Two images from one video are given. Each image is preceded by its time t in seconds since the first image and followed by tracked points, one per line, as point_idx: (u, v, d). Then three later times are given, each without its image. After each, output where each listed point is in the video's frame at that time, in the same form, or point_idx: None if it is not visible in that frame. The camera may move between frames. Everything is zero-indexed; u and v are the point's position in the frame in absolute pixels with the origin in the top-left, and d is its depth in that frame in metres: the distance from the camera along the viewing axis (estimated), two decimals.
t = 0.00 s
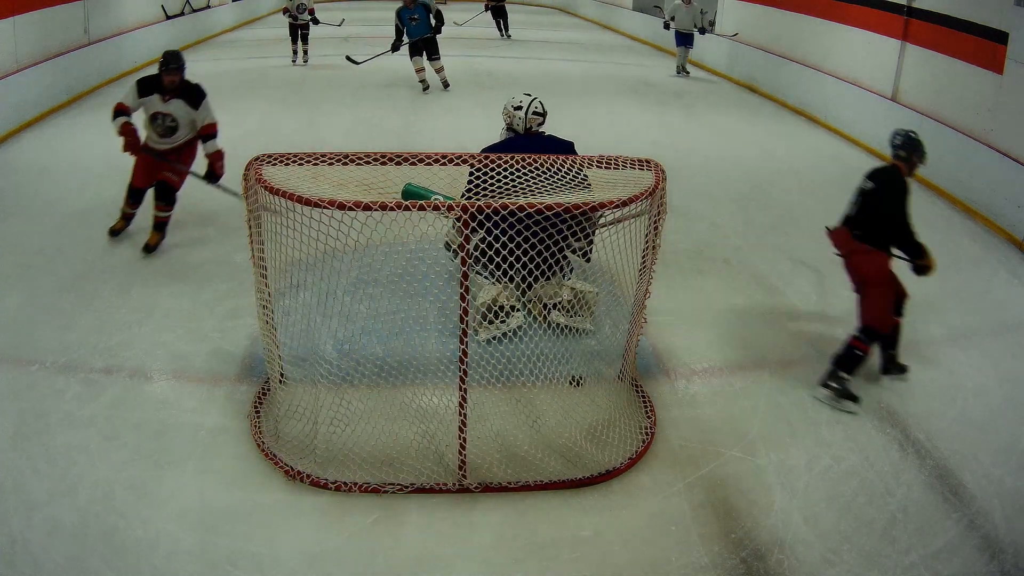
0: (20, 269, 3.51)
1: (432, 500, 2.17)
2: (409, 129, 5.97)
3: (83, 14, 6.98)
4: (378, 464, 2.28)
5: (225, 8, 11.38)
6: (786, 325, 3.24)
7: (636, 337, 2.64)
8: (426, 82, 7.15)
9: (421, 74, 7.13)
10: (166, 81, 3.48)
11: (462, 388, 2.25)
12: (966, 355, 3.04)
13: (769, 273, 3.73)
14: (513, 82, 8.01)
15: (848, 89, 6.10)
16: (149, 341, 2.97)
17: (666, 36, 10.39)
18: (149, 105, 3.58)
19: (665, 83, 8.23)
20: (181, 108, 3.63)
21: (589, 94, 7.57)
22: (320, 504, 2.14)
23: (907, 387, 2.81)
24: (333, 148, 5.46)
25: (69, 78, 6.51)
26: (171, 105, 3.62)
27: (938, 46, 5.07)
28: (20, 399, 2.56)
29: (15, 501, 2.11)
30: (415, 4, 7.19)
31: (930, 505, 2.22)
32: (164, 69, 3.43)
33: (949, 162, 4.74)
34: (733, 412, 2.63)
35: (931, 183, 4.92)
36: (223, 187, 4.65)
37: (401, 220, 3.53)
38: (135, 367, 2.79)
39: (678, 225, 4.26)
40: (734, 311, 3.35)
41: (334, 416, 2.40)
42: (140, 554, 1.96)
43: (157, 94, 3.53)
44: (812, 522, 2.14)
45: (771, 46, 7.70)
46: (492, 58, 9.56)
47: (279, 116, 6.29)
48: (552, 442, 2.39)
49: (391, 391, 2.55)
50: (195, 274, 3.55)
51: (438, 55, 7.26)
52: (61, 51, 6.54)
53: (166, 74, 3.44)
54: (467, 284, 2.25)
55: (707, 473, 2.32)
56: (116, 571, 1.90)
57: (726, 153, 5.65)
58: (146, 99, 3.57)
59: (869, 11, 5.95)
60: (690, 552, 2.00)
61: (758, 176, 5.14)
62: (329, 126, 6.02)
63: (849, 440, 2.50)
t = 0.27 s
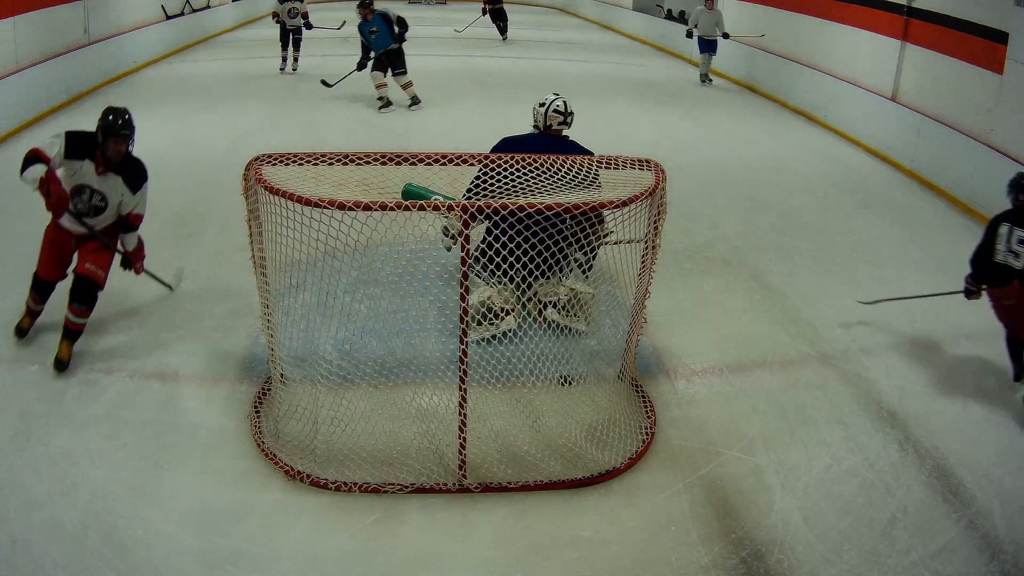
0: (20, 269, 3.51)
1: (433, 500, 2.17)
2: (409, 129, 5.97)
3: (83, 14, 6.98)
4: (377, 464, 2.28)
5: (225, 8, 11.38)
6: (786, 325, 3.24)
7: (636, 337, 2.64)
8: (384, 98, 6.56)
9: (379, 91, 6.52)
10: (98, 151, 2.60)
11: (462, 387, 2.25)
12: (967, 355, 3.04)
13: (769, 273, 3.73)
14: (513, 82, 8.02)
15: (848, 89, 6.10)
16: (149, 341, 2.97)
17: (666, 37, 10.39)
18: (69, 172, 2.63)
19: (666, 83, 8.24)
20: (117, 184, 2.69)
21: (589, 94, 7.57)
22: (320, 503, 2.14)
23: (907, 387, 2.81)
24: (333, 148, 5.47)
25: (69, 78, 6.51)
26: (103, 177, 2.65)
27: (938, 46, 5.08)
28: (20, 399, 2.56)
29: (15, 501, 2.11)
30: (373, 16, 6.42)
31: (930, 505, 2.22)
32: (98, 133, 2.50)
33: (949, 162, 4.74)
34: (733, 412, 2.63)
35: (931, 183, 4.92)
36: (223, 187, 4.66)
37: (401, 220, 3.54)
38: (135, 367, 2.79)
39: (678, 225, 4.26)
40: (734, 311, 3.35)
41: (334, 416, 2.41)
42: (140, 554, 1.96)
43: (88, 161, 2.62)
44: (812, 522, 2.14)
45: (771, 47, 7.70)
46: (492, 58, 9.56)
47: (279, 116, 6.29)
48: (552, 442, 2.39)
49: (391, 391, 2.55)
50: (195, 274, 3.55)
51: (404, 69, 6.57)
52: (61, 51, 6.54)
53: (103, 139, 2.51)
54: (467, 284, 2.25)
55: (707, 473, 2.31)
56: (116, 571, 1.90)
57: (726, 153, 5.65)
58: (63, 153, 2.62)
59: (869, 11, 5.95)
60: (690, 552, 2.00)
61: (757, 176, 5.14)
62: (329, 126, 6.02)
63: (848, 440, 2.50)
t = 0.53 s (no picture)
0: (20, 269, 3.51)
1: (433, 500, 2.17)
2: (408, 130, 5.97)
3: (83, 14, 6.98)
4: (378, 464, 2.28)
5: (225, 8, 11.38)
6: (786, 325, 3.24)
7: (636, 337, 2.64)
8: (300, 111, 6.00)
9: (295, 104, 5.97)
10: (73, 270, 1.87)
11: (462, 388, 2.25)
12: (967, 355, 3.04)
13: (769, 273, 3.73)
14: (513, 82, 8.01)
15: (848, 89, 6.10)
16: (149, 341, 2.97)
17: (666, 37, 10.39)
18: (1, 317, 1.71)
19: (666, 83, 8.23)
20: (108, 297, 1.98)
21: (589, 94, 7.57)
22: (320, 503, 2.14)
23: (907, 387, 2.81)
24: (333, 148, 5.47)
25: (69, 78, 6.51)
26: (91, 298, 1.94)
27: (938, 45, 5.08)
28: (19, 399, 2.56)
29: (15, 501, 2.11)
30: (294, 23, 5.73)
31: (930, 505, 2.22)
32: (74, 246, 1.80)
33: (949, 162, 4.74)
34: (734, 412, 2.63)
35: (931, 182, 4.92)
36: (223, 187, 4.66)
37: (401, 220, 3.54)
38: (134, 367, 2.79)
39: (678, 225, 4.26)
40: (734, 311, 3.35)
41: (334, 416, 2.41)
42: (140, 554, 1.96)
43: (72, 284, 1.88)
44: (812, 523, 2.14)
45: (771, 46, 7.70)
46: (492, 58, 9.56)
47: (278, 116, 6.29)
48: (552, 443, 2.39)
49: (391, 391, 2.55)
50: (195, 274, 3.55)
51: (324, 82, 5.95)
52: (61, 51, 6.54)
53: (76, 241, 1.80)
54: (467, 284, 2.25)
55: (707, 473, 2.31)
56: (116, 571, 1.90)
57: (726, 153, 5.65)
58: (27, 289, 1.80)
59: (869, 11, 5.95)
60: (690, 552, 2.00)
61: (757, 176, 5.14)
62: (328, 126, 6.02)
63: (849, 440, 2.50)
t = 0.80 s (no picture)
0: (20, 270, 3.51)
1: (433, 500, 2.17)
2: (408, 130, 5.97)
3: (83, 14, 6.97)
4: (378, 464, 2.28)
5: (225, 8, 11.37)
6: (786, 325, 3.24)
7: (636, 337, 2.63)
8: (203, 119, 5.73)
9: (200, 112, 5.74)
10: (271, 337, 1.03)
11: (462, 387, 2.25)
12: (967, 355, 3.04)
13: (770, 273, 3.73)
14: (512, 82, 8.01)
15: (848, 89, 6.10)
16: (149, 341, 2.97)
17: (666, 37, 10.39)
18: (188, 443, 1.06)
19: (666, 83, 8.23)
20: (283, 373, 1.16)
21: (589, 94, 7.57)
22: (319, 504, 2.14)
23: (907, 387, 2.81)
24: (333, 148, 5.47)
25: (69, 78, 6.51)
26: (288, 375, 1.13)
27: (938, 45, 5.08)
28: (20, 399, 2.56)
29: (15, 501, 2.11)
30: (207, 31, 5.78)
31: (930, 505, 2.21)
32: (289, 303, 1.05)
33: (949, 162, 4.74)
34: (734, 412, 2.62)
35: (931, 182, 4.92)
36: (223, 187, 4.66)
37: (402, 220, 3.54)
38: (135, 367, 2.79)
39: (678, 225, 4.26)
40: (734, 311, 3.35)
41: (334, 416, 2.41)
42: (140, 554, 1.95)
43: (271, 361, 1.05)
44: (812, 523, 2.14)
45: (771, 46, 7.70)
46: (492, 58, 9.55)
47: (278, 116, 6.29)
48: (552, 442, 2.39)
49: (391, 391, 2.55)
50: (195, 274, 3.55)
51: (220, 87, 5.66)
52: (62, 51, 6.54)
53: (285, 295, 1.05)
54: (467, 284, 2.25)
55: (707, 473, 2.31)
56: (116, 571, 1.90)
57: (726, 153, 5.65)
58: (263, 378, 1.01)
59: (869, 11, 5.95)
60: (690, 552, 2.00)
61: (758, 176, 5.14)
62: (328, 126, 6.02)
63: (849, 440, 2.50)
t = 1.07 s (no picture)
0: (20, 269, 3.51)
1: (433, 500, 2.17)
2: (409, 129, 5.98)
3: (83, 14, 6.97)
4: (378, 464, 2.28)
5: (225, 8, 11.37)
6: (786, 325, 3.24)
7: (637, 337, 2.63)
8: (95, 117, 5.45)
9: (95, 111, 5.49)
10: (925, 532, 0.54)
11: (462, 387, 2.25)
12: (967, 355, 3.04)
13: (769, 273, 3.73)
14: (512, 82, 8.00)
15: (847, 89, 6.10)
16: (149, 341, 2.97)
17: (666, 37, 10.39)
18: None
19: (665, 83, 8.23)
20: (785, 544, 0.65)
21: (589, 94, 7.57)
22: (319, 504, 2.14)
23: (907, 387, 2.81)
24: (333, 148, 5.47)
25: (69, 78, 6.51)
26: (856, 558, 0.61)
27: (938, 45, 5.08)
28: (20, 399, 2.56)
29: (15, 501, 2.11)
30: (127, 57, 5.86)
31: (930, 505, 2.21)
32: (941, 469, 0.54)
33: (949, 162, 4.74)
34: (734, 412, 2.63)
35: (931, 182, 4.92)
36: (223, 187, 4.66)
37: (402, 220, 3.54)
38: (135, 367, 2.79)
39: (678, 226, 4.26)
40: (734, 311, 3.35)
41: (334, 416, 2.41)
42: (140, 554, 1.96)
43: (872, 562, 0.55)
44: (812, 523, 2.14)
45: (771, 46, 7.70)
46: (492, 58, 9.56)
47: (278, 116, 6.29)
48: (552, 442, 2.39)
49: (391, 391, 2.55)
50: (194, 274, 3.55)
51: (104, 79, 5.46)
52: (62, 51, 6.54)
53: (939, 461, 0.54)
54: (467, 284, 2.25)
55: (707, 473, 2.31)
56: (116, 571, 1.90)
57: (725, 153, 5.65)
58: None
59: (869, 11, 5.95)
60: (690, 552, 2.00)
61: (758, 176, 5.14)
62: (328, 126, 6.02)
63: (849, 440, 2.50)
